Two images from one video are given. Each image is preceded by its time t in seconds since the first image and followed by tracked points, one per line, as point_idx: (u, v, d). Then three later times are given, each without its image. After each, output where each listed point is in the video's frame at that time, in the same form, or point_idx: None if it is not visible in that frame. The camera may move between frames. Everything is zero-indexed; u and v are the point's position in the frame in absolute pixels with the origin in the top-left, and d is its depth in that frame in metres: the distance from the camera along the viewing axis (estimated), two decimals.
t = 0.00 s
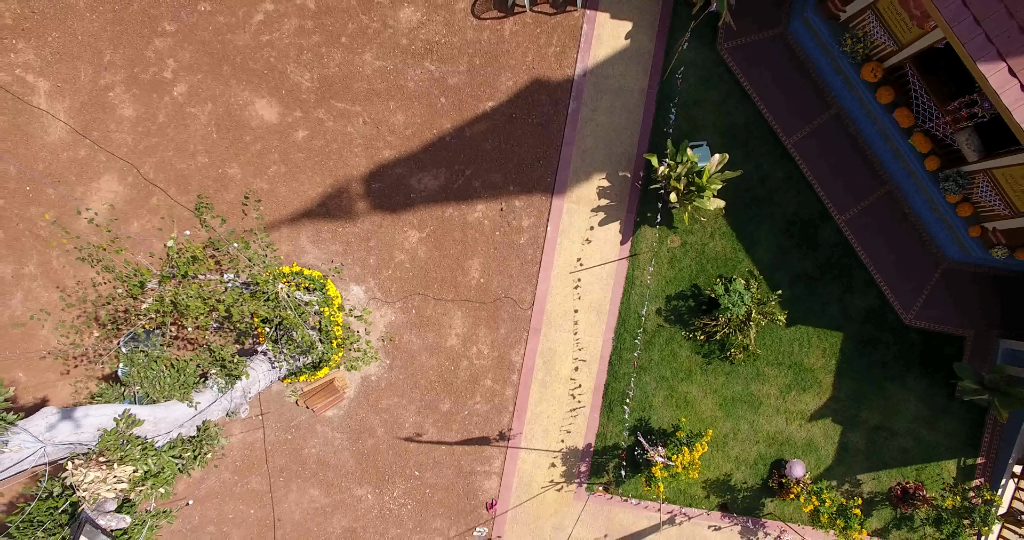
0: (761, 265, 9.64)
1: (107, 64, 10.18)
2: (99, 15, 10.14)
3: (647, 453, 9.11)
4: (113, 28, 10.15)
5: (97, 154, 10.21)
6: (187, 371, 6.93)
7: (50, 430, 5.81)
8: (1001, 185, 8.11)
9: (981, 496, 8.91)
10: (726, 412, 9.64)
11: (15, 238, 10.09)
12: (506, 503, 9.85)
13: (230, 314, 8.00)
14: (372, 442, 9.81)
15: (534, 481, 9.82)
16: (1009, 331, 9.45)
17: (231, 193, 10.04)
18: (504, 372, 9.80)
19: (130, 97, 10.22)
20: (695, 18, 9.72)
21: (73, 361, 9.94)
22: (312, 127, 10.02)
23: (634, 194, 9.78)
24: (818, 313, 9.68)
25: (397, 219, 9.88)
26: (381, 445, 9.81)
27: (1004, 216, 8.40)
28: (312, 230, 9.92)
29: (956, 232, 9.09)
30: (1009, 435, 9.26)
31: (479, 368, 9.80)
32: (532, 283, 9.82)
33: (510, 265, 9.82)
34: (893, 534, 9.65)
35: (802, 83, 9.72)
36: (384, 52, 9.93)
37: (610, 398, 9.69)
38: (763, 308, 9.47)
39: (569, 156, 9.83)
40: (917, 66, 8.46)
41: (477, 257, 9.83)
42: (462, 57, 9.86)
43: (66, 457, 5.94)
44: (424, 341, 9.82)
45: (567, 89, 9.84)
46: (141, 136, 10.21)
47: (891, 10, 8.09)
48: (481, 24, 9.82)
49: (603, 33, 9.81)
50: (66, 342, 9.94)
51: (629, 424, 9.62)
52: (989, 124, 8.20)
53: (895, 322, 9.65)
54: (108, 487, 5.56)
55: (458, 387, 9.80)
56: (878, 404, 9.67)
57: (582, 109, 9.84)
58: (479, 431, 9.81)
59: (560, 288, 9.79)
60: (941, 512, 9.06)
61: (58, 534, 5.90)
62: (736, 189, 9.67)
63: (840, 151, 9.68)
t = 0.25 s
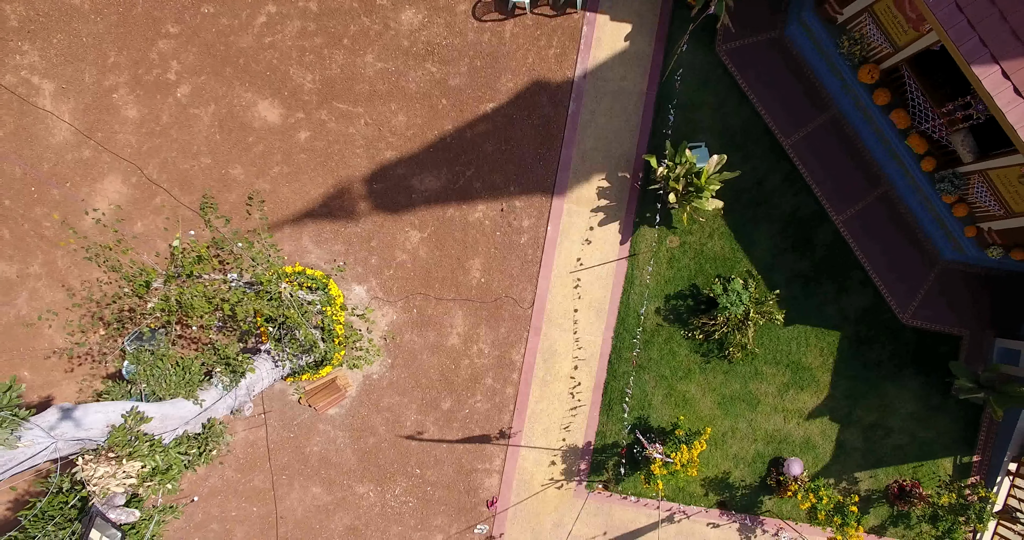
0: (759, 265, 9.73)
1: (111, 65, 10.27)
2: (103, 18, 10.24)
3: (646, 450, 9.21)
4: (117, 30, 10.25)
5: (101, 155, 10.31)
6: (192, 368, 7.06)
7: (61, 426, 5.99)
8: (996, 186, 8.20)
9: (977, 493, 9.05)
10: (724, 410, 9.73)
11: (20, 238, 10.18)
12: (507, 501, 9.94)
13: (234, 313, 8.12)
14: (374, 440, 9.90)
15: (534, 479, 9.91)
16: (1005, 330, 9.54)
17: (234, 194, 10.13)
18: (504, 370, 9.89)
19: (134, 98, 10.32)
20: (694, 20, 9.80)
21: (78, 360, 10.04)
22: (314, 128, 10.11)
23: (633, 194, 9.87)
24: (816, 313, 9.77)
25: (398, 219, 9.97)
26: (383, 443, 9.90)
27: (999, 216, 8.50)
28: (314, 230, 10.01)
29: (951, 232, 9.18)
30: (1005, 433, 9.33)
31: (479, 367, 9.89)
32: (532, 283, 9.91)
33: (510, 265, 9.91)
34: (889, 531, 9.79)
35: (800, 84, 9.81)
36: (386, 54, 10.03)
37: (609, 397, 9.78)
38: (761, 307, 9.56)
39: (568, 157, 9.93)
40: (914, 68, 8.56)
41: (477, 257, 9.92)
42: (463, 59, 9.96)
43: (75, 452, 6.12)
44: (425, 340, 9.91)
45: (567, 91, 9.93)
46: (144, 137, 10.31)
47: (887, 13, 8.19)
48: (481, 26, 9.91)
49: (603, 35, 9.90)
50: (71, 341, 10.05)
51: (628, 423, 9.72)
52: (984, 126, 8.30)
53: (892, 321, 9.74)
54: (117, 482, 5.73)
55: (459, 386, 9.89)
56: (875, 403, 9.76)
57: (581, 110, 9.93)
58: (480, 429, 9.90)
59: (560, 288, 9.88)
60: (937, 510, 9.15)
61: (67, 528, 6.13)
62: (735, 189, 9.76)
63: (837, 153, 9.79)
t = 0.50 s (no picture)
0: (757, 266, 9.82)
1: (116, 69, 10.39)
2: (108, 22, 10.35)
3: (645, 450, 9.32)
4: (122, 34, 10.37)
5: (106, 157, 10.42)
6: (196, 368, 7.13)
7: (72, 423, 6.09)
8: (990, 189, 8.31)
9: (973, 493, 9.14)
10: (722, 411, 9.81)
11: (25, 240, 10.29)
12: (507, 501, 10.01)
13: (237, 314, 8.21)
14: (375, 440, 9.98)
15: (534, 479, 9.99)
16: (1000, 332, 9.64)
17: (237, 196, 10.24)
18: (504, 371, 9.98)
19: (138, 101, 10.43)
20: (693, 24, 9.92)
21: (82, 361, 10.14)
22: (316, 131, 10.21)
23: (632, 197, 9.97)
24: (813, 314, 9.86)
25: (400, 221, 10.07)
26: (384, 443, 9.98)
27: (993, 219, 8.61)
28: (317, 232, 10.10)
29: (947, 234, 9.29)
30: (1000, 433, 9.41)
31: (480, 367, 9.98)
32: (532, 284, 10.00)
33: (510, 267, 10.00)
34: (887, 531, 9.86)
35: (797, 88, 9.93)
36: (387, 58, 10.14)
37: (609, 397, 9.87)
38: (759, 309, 9.65)
39: (568, 160, 10.03)
40: (909, 72, 8.67)
41: (478, 258, 10.02)
42: (464, 63, 10.07)
43: (86, 450, 6.22)
44: (426, 341, 10.00)
45: (567, 94, 10.04)
46: (148, 140, 10.42)
47: (883, 18, 8.30)
48: (482, 30, 10.03)
49: (602, 39, 10.01)
50: (75, 342, 10.15)
51: (627, 423, 9.80)
52: (978, 130, 8.40)
53: (888, 322, 9.83)
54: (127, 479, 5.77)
55: (460, 386, 9.98)
56: (873, 403, 9.84)
57: (581, 113, 10.04)
58: (480, 430, 9.98)
59: (560, 289, 9.98)
60: (933, 509, 9.33)
61: (76, 524, 6.22)
62: (733, 192, 9.86)
63: (834, 156, 9.90)
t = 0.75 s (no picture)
0: (754, 264, 9.91)
1: (119, 68, 10.48)
2: (111, 22, 10.44)
3: (643, 445, 9.45)
4: (125, 34, 10.45)
5: (109, 156, 10.51)
6: (201, 363, 7.24)
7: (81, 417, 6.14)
8: (985, 187, 8.40)
9: (967, 488, 9.35)
10: (720, 407, 9.91)
11: (30, 238, 10.39)
12: (507, 495, 10.12)
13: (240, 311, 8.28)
14: (377, 436, 10.09)
15: (533, 474, 10.10)
16: (994, 329, 9.74)
17: (239, 194, 10.33)
18: (505, 368, 10.08)
19: (141, 100, 10.52)
20: (691, 24, 9.99)
21: (86, 357, 10.24)
22: (318, 130, 10.30)
23: (631, 195, 10.05)
24: (810, 312, 9.96)
25: (401, 219, 10.17)
26: (385, 439, 10.09)
27: (988, 217, 8.69)
28: (318, 230, 10.20)
29: (943, 233, 9.38)
30: (995, 429, 9.53)
31: (480, 364, 10.08)
32: (532, 282, 10.10)
33: (510, 265, 10.10)
34: (882, 526, 9.96)
35: (794, 88, 10.01)
36: (388, 57, 10.22)
37: (607, 394, 9.98)
38: (756, 306, 9.75)
39: (568, 158, 10.12)
40: (905, 72, 8.75)
41: (478, 256, 10.11)
42: (464, 62, 10.15)
43: (95, 442, 6.32)
44: (427, 338, 10.10)
45: (566, 94, 10.12)
46: (151, 139, 10.51)
47: (879, 18, 8.37)
48: (482, 30, 10.11)
49: (601, 38, 10.09)
50: (80, 339, 10.26)
51: (626, 419, 9.90)
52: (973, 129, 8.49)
53: (884, 320, 9.93)
54: (134, 472, 5.85)
55: (460, 383, 10.08)
56: (868, 400, 9.95)
57: (581, 112, 10.12)
58: (480, 426, 10.09)
59: (559, 287, 10.07)
60: (928, 505, 9.47)
61: (86, 515, 6.35)
62: (731, 190, 9.95)
63: (831, 155, 9.99)
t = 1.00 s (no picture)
0: (751, 266, 10.01)
1: (123, 72, 10.60)
2: (115, 26, 10.57)
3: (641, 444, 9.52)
4: (129, 38, 10.58)
5: (113, 159, 10.63)
6: (205, 362, 7.35)
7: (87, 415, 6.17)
8: (978, 190, 8.50)
9: (962, 488, 9.45)
10: (718, 408, 10.00)
11: (34, 240, 10.50)
12: (507, 495, 10.21)
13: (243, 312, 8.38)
14: (377, 437, 10.18)
15: (533, 474, 10.19)
16: (989, 330, 9.83)
17: (242, 197, 10.44)
18: (504, 369, 10.18)
19: (144, 104, 10.64)
20: (689, 29, 10.11)
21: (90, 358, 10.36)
22: (320, 133, 10.41)
23: (629, 198, 10.16)
24: (807, 313, 10.06)
25: (402, 221, 10.28)
26: (386, 440, 10.18)
27: (982, 219, 8.80)
28: (320, 232, 10.31)
29: (938, 235, 9.48)
30: (989, 430, 9.63)
31: (479, 365, 10.18)
32: (531, 284, 10.20)
33: (510, 267, 10.21)
34: (878, 525, 10.05)
35: (791, 91, 10.13)
36: (389, 62, 10.34)
37: (606, 394, 10.07)
38: (753, 308, 9.85)
39: (567, 161, 10.23)
40: (899, 76, 8.86)
41: (478, 258, 10.22)
42: (464, 66, 10.27)
43: (103, 439, 6.42)
44: (427, 339, 10.20)
45: (565, 98, 10.24)
46: (155, 142, 10.63)
47: (873, 24, 8.49)
48: (482, 34, 10.23)
49: (600, 43, 10.21)
50: (84, 340, 10.37)
51: (624, 420, 10.00)
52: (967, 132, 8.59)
53: (880, 321, 10.03)
54: (141, 469, 6.01)
55: (460, 383, 10.18)
56: (865, 400, 10.05)
57: (579, 116, 10.24)
58: (480, 426, 10.18)
59: (558, 288, 10.17)
60: (923, 504, 9.60)
61: (93, 512, 6.45)
62: (728, 193, 10.06)
63: (827, 158, 10.11)
